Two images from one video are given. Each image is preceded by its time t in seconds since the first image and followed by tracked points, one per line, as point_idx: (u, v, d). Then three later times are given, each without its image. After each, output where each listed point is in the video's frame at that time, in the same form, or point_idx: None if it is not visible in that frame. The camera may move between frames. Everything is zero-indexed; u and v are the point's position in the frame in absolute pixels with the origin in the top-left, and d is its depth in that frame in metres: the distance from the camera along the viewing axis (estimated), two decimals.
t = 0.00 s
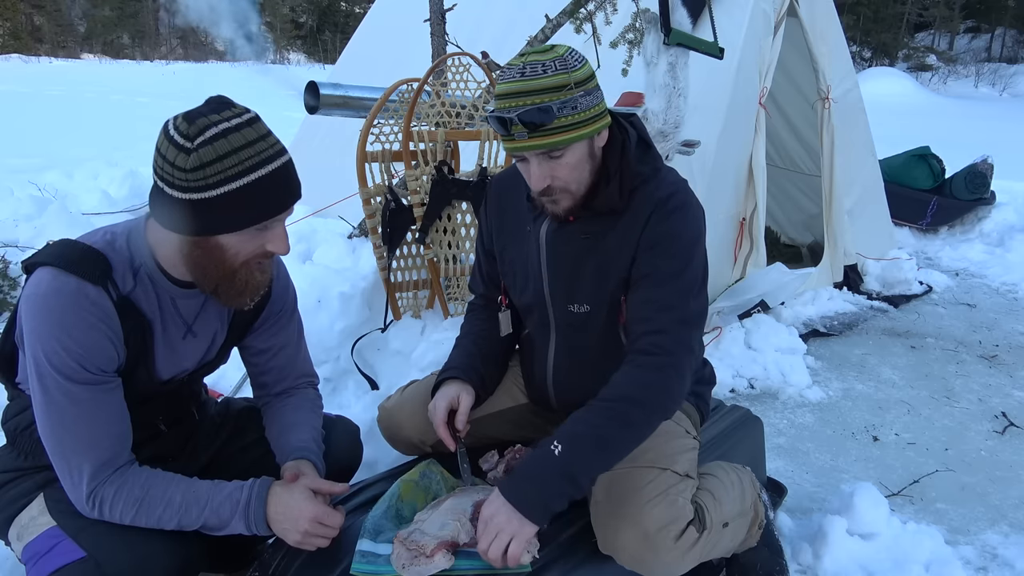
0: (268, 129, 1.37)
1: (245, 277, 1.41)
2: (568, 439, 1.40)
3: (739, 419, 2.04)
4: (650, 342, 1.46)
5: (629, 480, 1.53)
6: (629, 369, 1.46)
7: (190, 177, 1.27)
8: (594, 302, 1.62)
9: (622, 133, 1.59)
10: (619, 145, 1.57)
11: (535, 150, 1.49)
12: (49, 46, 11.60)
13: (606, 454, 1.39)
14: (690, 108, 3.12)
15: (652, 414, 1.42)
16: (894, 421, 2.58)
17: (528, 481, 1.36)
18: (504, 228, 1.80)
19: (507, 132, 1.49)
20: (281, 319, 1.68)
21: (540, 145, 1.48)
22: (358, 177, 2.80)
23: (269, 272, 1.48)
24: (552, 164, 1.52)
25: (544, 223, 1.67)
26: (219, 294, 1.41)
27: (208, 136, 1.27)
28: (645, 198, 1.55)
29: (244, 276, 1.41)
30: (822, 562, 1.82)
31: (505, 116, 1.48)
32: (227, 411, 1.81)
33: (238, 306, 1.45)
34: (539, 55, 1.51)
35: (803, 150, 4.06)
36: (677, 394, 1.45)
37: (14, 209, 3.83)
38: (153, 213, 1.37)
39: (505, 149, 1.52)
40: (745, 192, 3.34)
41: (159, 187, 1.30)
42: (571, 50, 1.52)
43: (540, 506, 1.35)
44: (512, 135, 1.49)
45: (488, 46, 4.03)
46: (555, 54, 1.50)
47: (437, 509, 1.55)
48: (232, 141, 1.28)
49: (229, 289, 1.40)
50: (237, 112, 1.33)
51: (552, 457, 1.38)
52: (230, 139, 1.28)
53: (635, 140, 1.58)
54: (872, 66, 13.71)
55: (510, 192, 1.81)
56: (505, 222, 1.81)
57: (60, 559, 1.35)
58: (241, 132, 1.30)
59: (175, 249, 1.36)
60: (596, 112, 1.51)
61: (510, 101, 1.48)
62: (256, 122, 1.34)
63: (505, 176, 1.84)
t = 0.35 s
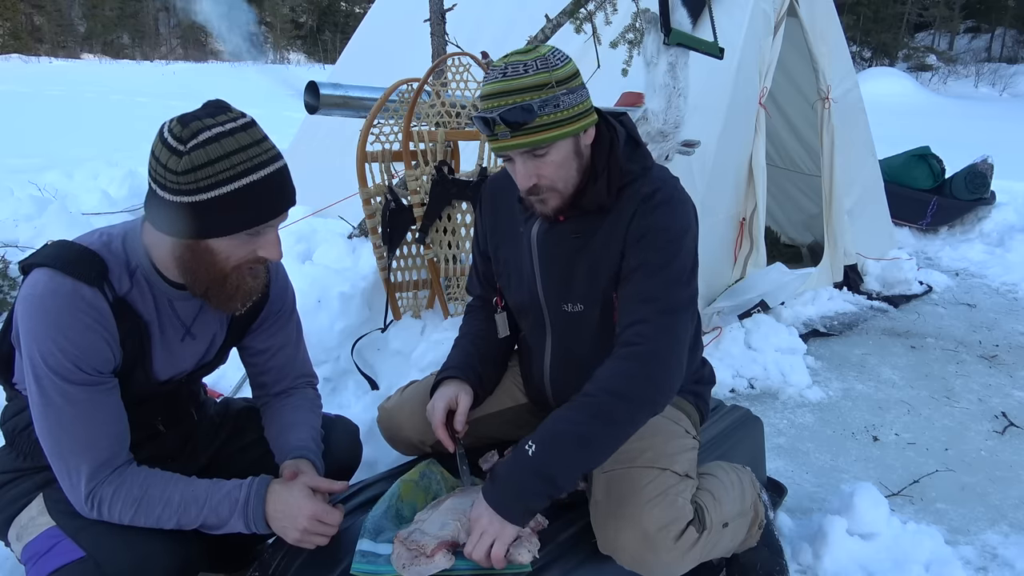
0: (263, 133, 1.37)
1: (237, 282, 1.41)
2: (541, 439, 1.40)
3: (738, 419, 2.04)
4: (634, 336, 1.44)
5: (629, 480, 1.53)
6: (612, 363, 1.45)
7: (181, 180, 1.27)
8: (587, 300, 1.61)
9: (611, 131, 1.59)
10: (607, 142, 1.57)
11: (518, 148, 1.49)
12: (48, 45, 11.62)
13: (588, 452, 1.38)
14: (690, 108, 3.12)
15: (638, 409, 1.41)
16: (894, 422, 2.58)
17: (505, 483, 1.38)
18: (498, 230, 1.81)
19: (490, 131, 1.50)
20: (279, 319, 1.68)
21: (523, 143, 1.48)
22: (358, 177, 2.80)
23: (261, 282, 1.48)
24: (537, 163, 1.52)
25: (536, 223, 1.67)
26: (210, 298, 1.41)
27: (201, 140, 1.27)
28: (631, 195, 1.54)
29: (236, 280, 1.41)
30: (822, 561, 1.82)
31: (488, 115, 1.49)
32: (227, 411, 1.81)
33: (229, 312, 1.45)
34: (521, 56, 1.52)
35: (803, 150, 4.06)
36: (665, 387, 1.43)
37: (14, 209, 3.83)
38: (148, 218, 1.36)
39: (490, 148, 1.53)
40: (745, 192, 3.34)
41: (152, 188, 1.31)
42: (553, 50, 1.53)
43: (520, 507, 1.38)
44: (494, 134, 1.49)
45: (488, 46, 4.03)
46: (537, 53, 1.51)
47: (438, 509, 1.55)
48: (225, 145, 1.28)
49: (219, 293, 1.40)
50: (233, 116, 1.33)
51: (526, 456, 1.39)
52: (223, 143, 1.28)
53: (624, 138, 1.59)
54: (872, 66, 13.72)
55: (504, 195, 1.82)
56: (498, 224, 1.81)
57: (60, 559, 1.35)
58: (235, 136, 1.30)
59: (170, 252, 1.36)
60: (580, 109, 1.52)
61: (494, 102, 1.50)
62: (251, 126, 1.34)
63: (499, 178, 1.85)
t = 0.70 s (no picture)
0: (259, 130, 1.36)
1: (239, 279, 1.41)
2: (532, 436, 1.40)
3: (739, 419, 2.04)
4: (627, 329, 1.44)
5: (629, 480, 1.53)
6: (605, 357, 1.45)
7: (182, 181, 1.27)
8: (584, 297, 1.61)
9: (606, 129, 1.59)
10: (603, 141, 1.57)
11: (512, 146, 1.50)
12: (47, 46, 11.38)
13: (580, 447, 1.38)
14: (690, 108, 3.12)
15: (632, 403, 1.41)
16: (894, 421, 2.58)
17: (497, 481, 1.38)
18: (497, 230, 1.81)
19: (484, 130, 1.51)
20: (278, 319, 1.68)
21: (517, 141, 1.49)
22: (358, 177, 2.80)
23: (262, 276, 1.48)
24: (532, 161, 1.53)
25: (533, 222, 1.68)
26: (212, 296, 1.41)
27: (200, 140, 1.27)
28: (626, 192, 1.54)
29: (237, 278, 1.41)
30: (822, 562, 1.82)
31: (482, 114, 1.50)
32: (227, 411, 1.82)
33: (232, 307, 1.45)
34: (514, 55, 1.52)
35: (803, 150, 4.06)
36: (659, 382, 1.43)
37: (14, 209, 3.83)
38: (146, 216, 1.36)
39: (485, 146, 1.54)
40: (745, 192, 3.34)
41: (151, 190, 1.31)
42: (547, 49, 1.53)
43: (513, 505, 1.37)
44: (489, 133, 1.51)
45: (488, 46, 4.03)
46: (530, 52, 1.51)
47: (438, 509, 1.55)
48: (224, 144, 1.28)
49: (223, 290, 1.40)
50: (229, 115, 1.33)
51: (517, 453, 1.39)
52: (222, 142, 1.28)
53: (619, 137, 1.58)
54: (871, 66, 13.72)
55: (501, 196, 1.82)
56: (497, 224, 1.82)
57: (60, 559, 1.35)
58: (232, 135, 1.30)
59: (168, 252, 1.36)
60: (574, 107, 1.52)
61: (487, 101, 1.50)
62: (248, 124, 1.34)
63: (498, 178, 1.85)
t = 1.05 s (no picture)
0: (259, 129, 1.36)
1: (244, 277, 1.41)
2: (525, 443, 1.39)
3: (739, 419, 2.04)
4: (619, 329, 1.44)
5: (630, 480, 1.53)
6: (600, 357, 1.44)
7: (185, 181, 1.27)
8: (582, 297, 1.61)
9: (605, 128, 1.58)
10: (601, 140, 1.57)
11: (511, 147, 1.50)
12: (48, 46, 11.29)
13: (574, 449, 1.38)
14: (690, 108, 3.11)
15: (627, 403, 1.41)
16: (894, 422, 2.58)
17: (491, 487, 1.38)
18: (497, 229, 1.81)
19: (483, 130, 1.52)
20: (278, 318, 1.68)
21: (515, 142, 1.49)
22: (358, 177, 2.80)
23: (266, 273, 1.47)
24: (530, 161, 1.53)
25: (532, 221, 1.68)
26: (219, 294, 1.41)
27: (201, 140, 1.27)
28: (624, 191, 1.54)
29: (241, 276, 1.41)
30: (822, 562, 1.82)
31: (481, 115, 1.50)
32: (227, 411, 1.82)
33: (238, 305, 1.45)
34: (511, 55, 1.52)
35: (803, 150, 4.06)
36: (653, 381, 1.43)
37: (14, 209, 3.83)
38: (147, 216, 1.36)
39: (483, 147, 1.55)
40: (746, 192, 3.34)
41: (153, 192, 1.31)
42: (545, 49, 1.53)
43: (506, 512, 1.37)
44: (488, 133, 1.51)
45: (488, 46, 4.03)
46: (529, 52, 1.51)
47: (439, 508, 1.55)
48: (225, 143, 1.28)
49: (229, 288, 1.40)
50: (229, 114, 1.33)
51: (510, 460, 1.39)
52: (223, 141, 1.28)
53: (618, 136, 1.57)
54: (871, 66, 13.72)
55: (501, 196, 1.82)
56: (496, 224, 1.82)
57: (60, 559, 1.35)
58: (233, 134, 1.30)
59: (170, 252, 1.36)
60: (573, 107, 1.52)
61: (486, 101, 1.51)
62: (249, 123, 1.34)
63: (498, 177, 1.85)
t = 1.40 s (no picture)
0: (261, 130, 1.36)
1: (237, 279, 1.41)
2: (525, 442, 1.39)
3: (739, 419, 2.04)
4: (618, 324, 1.44)
5: (630, 480, 1.53)
6: (598, 354, 1.44)
7: (182, 177, 1.27)
8: (581, 295, 1.61)
9: (602, 127, 1.59)
10: (597, 138, 1.57)
11: (506, 146, 1.50)
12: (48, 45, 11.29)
13: (574, 447, 1.38)
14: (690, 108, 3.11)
15: (625, 399, 1.41)
16: (894, 422, 2.58)
17: (490, 487, 1.38)
18: (496, 229, 1.81)
19: (479, 129, 1.52)
20: (278, 319, 1.68)
21: (510, 141, 1.49)
22: (357, 177, 2.80)
23: (263, 276, 1.47)
24: (526, 160, 1.52)
25: (530, 220, 1.68)
26: (212, 294, 1.41)
27: (200, 137, 1.27)
28: (620, 189, 1.54)
29: (235, 277, 1.40)
30: (822, 562, 1.82)
31: (476, 114, 1.50)
32: (227, 411, 1.82)
33: (230, 307, 1.45)
34: (507, 55, 1.52)
35: (803, 150, 4.06)
36: (651, 376, 1.43)
37: (14, 209, 3.83)
38: (147, 214, 1.37)
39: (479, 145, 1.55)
40: (745, 192, 3.34)
41: (151, 187, 1.31)
42: (541, 48, 1.53)
43: (507, 510, 1.37)
44: (483, 133, 1.51)
45: (488, 45, 4.03)
46: (524, 52, 1.51)
47: (439, 507, 1.56)
48: (224, 142, 1.28)
49: (221, 288, 1.40)
50: (230, 113, 1.33)
51: (510, 459, 1.38)
52: (222, 139, 1.28)
53: (615, 134, 1.59)
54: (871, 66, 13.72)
55: (499, 195, 1.83)
56: (495, 223, 1.82)
57: (60, 559, 1.35)
58: (233, 133, 1.30)
59: (169, 252, 1.36)
60: (568, 106, 1.52)
61: (482, 100, 1.51)
62: (249, 123, 1.34)
63: (496, 177, 1.85)
